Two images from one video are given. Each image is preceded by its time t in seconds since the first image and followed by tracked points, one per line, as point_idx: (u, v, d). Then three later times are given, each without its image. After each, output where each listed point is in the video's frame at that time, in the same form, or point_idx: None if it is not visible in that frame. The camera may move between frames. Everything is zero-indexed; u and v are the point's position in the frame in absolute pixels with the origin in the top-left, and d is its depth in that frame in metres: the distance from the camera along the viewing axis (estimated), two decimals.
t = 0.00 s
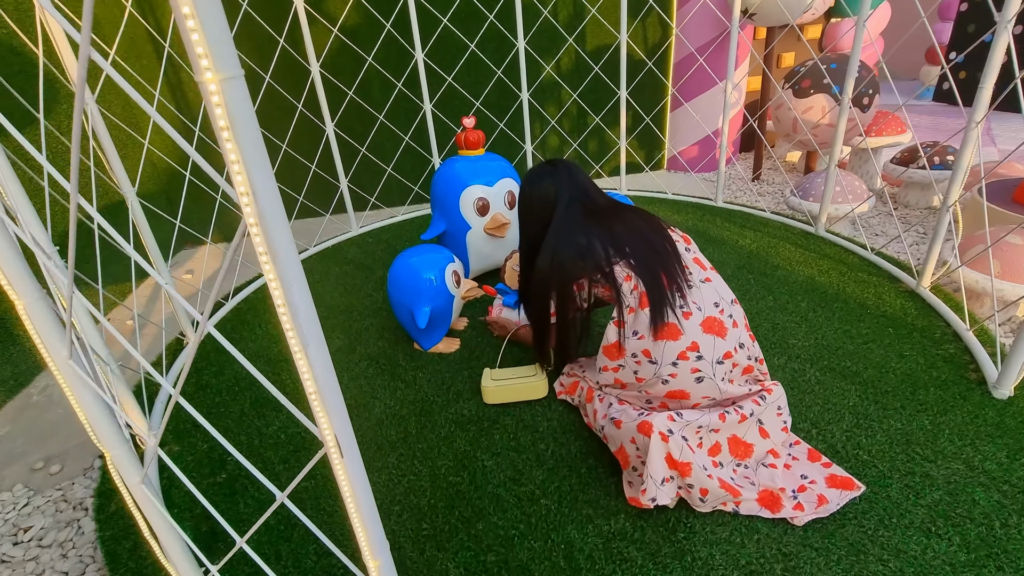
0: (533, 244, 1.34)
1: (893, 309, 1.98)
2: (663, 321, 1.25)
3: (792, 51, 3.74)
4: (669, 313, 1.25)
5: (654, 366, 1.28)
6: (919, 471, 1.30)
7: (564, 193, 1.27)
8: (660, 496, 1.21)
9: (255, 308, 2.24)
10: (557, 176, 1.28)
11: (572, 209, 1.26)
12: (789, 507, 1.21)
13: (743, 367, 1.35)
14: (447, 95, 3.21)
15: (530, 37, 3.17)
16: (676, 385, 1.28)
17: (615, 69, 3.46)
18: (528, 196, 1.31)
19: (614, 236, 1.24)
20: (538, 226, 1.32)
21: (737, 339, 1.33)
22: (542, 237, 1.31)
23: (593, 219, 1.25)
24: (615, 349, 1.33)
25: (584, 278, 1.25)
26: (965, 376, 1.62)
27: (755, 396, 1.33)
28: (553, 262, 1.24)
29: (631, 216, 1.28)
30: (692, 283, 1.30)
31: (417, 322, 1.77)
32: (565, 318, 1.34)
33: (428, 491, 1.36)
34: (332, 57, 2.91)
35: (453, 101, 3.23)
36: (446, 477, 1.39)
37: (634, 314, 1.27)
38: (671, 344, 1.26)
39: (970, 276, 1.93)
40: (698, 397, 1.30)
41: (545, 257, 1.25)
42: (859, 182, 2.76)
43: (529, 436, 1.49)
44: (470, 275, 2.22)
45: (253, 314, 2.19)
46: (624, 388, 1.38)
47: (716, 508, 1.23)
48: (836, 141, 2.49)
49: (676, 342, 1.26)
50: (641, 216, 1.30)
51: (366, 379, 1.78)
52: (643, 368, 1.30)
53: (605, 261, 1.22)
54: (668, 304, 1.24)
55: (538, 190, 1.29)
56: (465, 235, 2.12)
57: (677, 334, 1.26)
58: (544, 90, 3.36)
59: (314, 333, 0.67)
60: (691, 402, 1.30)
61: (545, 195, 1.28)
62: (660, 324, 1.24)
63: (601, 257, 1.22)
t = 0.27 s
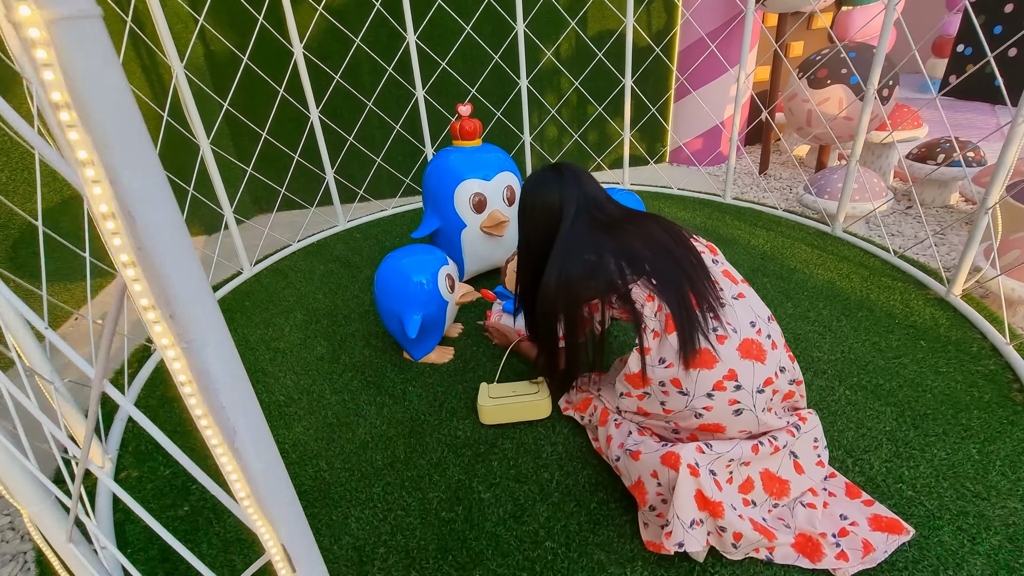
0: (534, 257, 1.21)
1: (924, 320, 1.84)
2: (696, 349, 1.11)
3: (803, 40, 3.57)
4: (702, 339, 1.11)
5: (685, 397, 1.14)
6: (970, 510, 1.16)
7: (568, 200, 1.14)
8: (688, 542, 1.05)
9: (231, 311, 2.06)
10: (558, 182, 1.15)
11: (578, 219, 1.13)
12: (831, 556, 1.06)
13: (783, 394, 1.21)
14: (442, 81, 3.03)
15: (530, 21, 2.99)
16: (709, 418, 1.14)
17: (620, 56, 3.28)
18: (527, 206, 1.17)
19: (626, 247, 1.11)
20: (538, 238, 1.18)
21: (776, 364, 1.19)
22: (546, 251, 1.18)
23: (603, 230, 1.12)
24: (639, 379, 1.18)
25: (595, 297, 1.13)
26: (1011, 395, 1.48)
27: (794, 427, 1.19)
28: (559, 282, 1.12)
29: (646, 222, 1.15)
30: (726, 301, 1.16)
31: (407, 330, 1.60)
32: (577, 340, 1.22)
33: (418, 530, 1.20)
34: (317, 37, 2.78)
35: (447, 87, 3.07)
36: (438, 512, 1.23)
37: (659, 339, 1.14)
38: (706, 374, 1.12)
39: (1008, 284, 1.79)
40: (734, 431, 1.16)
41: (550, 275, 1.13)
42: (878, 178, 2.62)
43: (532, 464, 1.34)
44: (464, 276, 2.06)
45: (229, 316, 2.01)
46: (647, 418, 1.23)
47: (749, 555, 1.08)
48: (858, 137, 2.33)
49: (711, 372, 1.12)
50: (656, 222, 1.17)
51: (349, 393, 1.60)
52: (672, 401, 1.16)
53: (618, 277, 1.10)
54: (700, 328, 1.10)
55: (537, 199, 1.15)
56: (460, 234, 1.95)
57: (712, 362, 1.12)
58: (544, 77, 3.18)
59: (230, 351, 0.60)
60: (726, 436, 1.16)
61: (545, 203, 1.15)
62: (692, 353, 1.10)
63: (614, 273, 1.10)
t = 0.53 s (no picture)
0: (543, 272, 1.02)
1: (978, 332, 1.72)
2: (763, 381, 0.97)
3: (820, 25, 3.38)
4: (769, 368, 0.98)
5: (750, 435, 1.00)
6: None
7: (582, 198, 0.93)
8: None
9: (212, 316, 1.87)
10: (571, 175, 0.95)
11: (601, 223, 0.93)
12: None
13: (850, 427, 1.08)
14: (441, 65, 2.85)
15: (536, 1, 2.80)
16: (775, 456, 1.01)
17: (631, 40, 3.08)
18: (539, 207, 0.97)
19: (667, 252, 0.94)
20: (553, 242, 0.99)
21: (845, 392, 1.06)
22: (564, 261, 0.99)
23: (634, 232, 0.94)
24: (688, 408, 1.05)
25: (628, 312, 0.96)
26: None
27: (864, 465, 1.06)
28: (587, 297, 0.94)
29: (683, 219, 0.98)
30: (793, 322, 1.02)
31: (407, 345, 1.42)
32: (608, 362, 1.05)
33: None
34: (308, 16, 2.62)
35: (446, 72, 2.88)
36: (447, 565, 1.07)
37: (715, 366, 1.00)
38: (773, 409, 0.98)
39: None
40: (802, 470, 1.03)
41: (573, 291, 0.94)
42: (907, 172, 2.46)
43: (553, 501, 1.18)
44: (468, 279, 1.88)
45: (210, 323, 1.82)
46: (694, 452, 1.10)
47: None
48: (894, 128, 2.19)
49: (780, 405, 0.98)
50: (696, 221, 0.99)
51: (343, 413, 1.43)
52: (730, 436, 1.03)
53: (658, 289, 0.94)
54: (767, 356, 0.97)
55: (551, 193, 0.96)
56: (464, 233, 1.76)
57: (780, 394, 0.98)
58: (550, 62, 2.99)
59: None
60: (791, 477, 1.03)
61: (560, 200, 0.95)
62: (757, 385, 0.96)
63: (650, 285, 0.94)
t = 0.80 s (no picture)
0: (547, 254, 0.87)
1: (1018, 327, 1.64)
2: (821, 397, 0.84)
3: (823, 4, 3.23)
4: (830, 381, 0.84)
5: (804, 458, 0.88)
6: None
7: (601, 171, 0.78)
8: None
9: (185, 327, 1.71)
10: (585, 144, 0.79)
11: (626, 199, 0.78)
12: None
13: (910, 445, 0.96)
14: (429, 49, 2.68)
15: None
16: (831, 481, 0.88)
17: (629, 20, 2.91)
18: (544, 183, 0.81)
19: (706, 242, 0.79)
20: (562, 227, 0.83)
21: (908, 405, 0.93)
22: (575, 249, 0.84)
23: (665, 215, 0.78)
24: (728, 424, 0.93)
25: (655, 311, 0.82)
26: None
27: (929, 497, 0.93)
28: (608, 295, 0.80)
29: (727, 200, 0.82)
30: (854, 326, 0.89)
31: (402, 361, 1.28)
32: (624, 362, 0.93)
33: None
34: None
35: (434, 56, 2.72)
36: None
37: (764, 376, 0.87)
38: (832, 429, 0.85)
39: None
40: (859, 497, 0.90)
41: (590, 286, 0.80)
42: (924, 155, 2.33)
43: (572, 539, 1.05)
44: (466, 280, 1.73)
45: (183, 335, 1.66)
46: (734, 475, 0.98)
47: None
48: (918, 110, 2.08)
49: (840, 426, 0.85)
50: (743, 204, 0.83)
51: (332, 437, 1.29)
52: (780, 459, 0.90)
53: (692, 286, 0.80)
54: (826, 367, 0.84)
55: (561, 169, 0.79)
56: (461, 232, 1.61)
57: (841, 413, 0.85)
58: (544, 44, 2.82)
59: None
60: (848, 505, 0.90)
61: (574, 178, 0.79)
62: (814, 401, 0.83)
63: (682, 281, 0.80)
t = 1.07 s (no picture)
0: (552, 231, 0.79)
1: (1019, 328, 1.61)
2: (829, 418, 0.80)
3: None
4: (840, 401, 0.79)
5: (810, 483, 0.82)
6: None
7: (624, 145, 0.71)
8: None
9: (165, 349, 1.64)
10: (609, 113, 0.71)
11: (645, 184, 0.72)
12: None
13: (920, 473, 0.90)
14: (412, 51, 2.62)
15: None
16: (838, 507, 0.83)
17: (616, 17, 2.86)
18: (558, 153, 0.72)
19: (719, 244, 0.74)
20: (571, 202, 0.75)
21: (921, 429, 0.88)
22: (581, 229, 0.77)
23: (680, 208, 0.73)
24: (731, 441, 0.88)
25: (661, 310, 0.76)
26: None
27: (937, 518, 0.90)
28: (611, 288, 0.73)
29: (741, 204, 0.78)
30: (868, 344, 0.84)
31: (393, 383, 1.22)
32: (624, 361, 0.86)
33: None
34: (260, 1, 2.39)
35: (418, 57, 2.65)
36: None
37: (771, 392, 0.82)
38: (841, 452, 0.80)
39: None
40: (866, 524, 0.85)
41: (595, 275, 0.73)
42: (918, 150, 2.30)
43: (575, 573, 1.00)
44: (457, 292, 1.67)
45: (164, 357, 1.60)
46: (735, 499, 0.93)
47: None
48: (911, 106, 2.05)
49: (850, 449, 0.80)
50: (757, 208, 0.79)
51: (322, 465, 1.23)
52: (783, 483, 0.85)
53: (701, 289, 0.74)
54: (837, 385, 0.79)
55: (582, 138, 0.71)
56: (450, 243, 1.55)
57: (851, 435, 0.80)
58: (530, 42, 2.76)
59: None
60: (857, 537, 0.85)
61: (593, 150, 0.71)
62: (823, 421, 0.78)
63: (689, 283, 0.75)
